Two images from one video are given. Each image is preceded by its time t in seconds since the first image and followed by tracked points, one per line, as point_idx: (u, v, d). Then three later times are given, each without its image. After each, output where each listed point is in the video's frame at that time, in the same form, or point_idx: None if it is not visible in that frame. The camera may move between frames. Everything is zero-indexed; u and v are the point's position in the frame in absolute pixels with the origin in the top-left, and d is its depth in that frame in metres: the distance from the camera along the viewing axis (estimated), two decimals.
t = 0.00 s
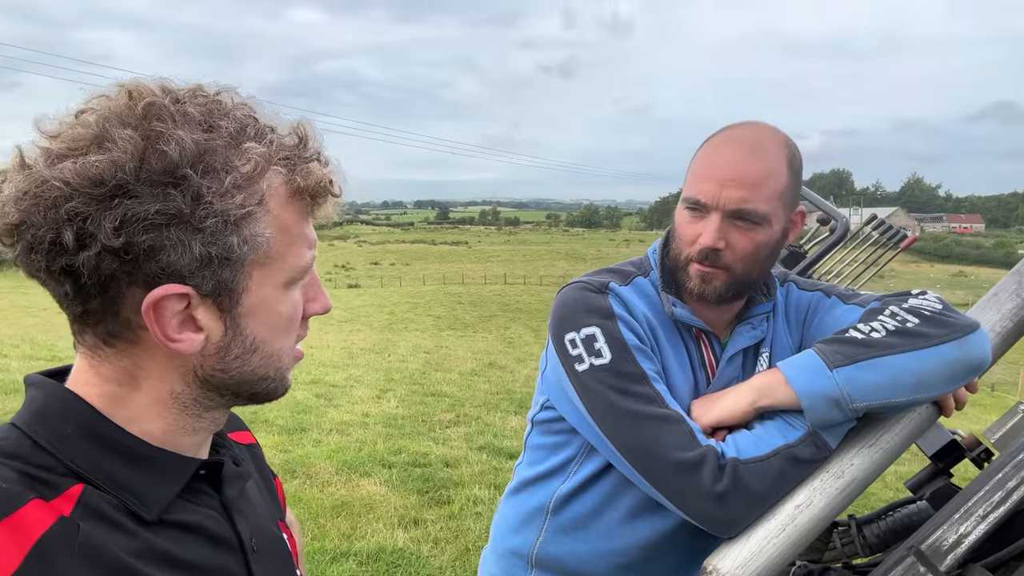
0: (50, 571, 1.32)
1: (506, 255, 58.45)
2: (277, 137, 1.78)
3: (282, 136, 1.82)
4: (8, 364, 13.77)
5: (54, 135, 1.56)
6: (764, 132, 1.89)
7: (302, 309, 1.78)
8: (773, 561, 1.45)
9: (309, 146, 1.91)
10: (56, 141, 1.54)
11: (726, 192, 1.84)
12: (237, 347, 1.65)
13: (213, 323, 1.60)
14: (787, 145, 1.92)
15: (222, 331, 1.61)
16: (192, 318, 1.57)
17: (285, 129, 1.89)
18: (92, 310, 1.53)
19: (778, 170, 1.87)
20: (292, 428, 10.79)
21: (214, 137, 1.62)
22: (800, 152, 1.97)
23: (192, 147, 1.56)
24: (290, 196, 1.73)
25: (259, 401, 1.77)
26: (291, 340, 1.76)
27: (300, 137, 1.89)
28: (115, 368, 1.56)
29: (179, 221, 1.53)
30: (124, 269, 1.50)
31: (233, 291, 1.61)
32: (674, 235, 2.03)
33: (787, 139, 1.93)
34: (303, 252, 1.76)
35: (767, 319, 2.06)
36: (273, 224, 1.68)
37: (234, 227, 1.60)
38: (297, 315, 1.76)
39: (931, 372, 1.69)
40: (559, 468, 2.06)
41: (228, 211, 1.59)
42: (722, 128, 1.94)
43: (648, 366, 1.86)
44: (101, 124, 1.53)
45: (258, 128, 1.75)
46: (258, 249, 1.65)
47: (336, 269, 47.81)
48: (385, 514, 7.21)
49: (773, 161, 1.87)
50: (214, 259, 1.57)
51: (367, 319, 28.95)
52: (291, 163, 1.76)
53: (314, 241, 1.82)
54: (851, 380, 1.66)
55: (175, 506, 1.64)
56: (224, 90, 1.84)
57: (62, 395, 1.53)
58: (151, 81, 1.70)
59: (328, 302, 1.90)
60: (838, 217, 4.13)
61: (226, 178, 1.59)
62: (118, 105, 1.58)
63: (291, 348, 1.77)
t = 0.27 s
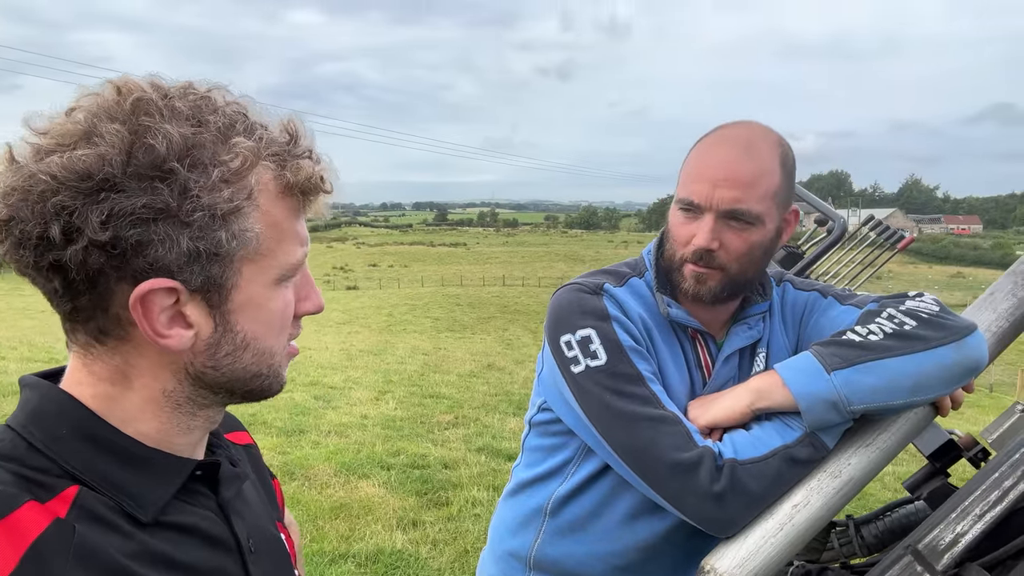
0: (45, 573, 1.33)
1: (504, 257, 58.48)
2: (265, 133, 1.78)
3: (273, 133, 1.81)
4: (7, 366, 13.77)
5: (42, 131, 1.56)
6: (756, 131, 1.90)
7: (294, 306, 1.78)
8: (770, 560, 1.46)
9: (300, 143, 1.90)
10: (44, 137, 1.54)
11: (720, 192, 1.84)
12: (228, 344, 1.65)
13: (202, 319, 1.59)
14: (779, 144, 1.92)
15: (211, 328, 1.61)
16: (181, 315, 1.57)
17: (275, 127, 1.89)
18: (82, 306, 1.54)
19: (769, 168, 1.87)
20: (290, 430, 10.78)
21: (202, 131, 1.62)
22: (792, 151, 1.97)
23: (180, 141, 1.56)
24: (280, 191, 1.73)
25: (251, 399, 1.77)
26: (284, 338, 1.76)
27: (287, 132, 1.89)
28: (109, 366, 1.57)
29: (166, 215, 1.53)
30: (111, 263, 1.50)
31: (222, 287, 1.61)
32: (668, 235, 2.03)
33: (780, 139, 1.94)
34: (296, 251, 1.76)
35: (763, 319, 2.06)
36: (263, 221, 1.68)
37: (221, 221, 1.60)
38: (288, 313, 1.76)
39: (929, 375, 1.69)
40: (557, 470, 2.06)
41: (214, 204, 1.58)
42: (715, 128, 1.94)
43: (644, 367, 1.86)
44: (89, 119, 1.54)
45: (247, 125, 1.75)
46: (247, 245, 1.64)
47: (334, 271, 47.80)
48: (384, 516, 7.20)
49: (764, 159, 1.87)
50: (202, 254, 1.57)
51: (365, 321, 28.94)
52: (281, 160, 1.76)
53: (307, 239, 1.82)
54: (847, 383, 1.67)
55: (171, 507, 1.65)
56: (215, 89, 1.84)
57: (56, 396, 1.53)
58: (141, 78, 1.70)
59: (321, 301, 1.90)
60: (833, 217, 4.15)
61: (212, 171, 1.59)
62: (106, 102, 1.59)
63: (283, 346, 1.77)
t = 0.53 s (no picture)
0: (54, 566, 1.34)
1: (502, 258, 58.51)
2: (257, 124, 1.79)
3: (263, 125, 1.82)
4: (5, 368, 13.76)
5: (37, 130, 1.58)
6: (754, 129, 1.91)
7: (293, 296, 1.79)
8: (768, 555, 1.48)
9: (291, 134, 1.91)
10: (40, 135, 1.56)
11: (718, 189, 1.86)
12: (227, 335, 1.66)
13: (202, 310, 1.60)
14: (772, 137, 1.94)
15: (211, 319, 1.62)
16: (180, 305, 1.58)
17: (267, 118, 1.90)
18: (81, 301, 1.55)
19: (763, 161, 1.89)
20: (289, 431, 10.79)
21: (192, 122, 1.62)
22: (786, 144, 1.98)
23: (171, 132, 1.57)
24: (273, 180, 1.74)
25: (253, 391, 1.77)
26: (283, 329, 1.77)
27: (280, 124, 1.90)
28: (111, 361, 1.58)
29: (160, 206, 1.54)
30: (109, 256, 1.51)
31: (220, 277, 1.62)
32: (667, 232, 2.04)
33: (776, 134, 1.95)
34: (292, 242, 1.76)
35: (760, 316, 2.08)
36: (258, 211, 1.68)
37: (216, 210, 1.61)
38: (287, 302, 1.76)
39: (924, 370, 1.69)
40: (557, 467, 2.08)
41: (207, 193, 1.59)
42: (713, 126, 1.96)
43: (643, 364, 1.88)
44: (83, 115, 1.55)
45: (239, 116, 1.76)
46: (243, 234, 1.65)
47: (332, 272, 47.79)
48: (383, 516, 7.21)
49: (759, 153, 1.89)
50: (197, 244, 1.57)
51: (364, 322, 28.94)
52: (275, 152, 1.77)
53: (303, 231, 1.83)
54: (845, 378, 1.68)
55: (177, 502, 1.66)
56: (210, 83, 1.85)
57: (62, 392, 1.54)
58: (132, 74, 1.71)
59: (319, 292, 1.90)
60: (833, 217, 4.08)
61: (203, 161, 1.60)
62: (98, 98, 1.60)
63: (283, 338, 1.78)
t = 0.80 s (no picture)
0: (50, 567, 1.33)
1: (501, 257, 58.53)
2: (250, 121, 1.78)
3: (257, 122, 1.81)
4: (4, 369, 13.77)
5: (29, 126, 1.57)
6: (751, 125, 1.92)
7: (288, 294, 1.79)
8: (766, 553, 1.48)
9: (286, 131, 1.90)
10: (32, 132, 1.56)
11: (717, 185, 1.86)
12: (221, 332, 1.65)
13: (194, 308, 1.60)
14: (770, 134, 1.93)
15: (203, 316, 1.62)
16: (173, 302, 1.58)
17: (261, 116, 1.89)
18: (75, 298, 1.55)
19: (761, 159, 1.89)
20: (288, 431, 10.79)
21: (185, 119, 1.62)
22: (784, 141, 1.98)
23: (164, 128, 1.57)
24: (268, 178, 1.73)
25: (249, 389, 1.77)
26: (278, 326, 1.76)
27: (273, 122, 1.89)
28: (106, 359, 1.58)
29: (153, 201, 1.54)
30: (101, 252, 1.51)
31: (212, 274, 1.62)
32: (665, 229, 2.04)
33: (774, 130, 1.95)
34: (286, 239, 1.76)
35: (759, 313, 2.08)
36: (252, 209, 1.68)
37: (209, 207, 1.61)
38: (282, 300, 1.76)
39: (923, 368, 1.69)
40: (556, 466, 2.08)
41: (199, 189, 1.59)
42: (710, 123, 1.96)
43: (641, 361, 1.88)
44: (77, 112, 1.55)
45: (233, 113, 1.75)
46: (236, 231, 1.65)
47: (331, 272, 47.74)
48: (382, 516, 7.21)
49: (757, 150, 1.88)
50: (189, 241, 1.57)
51: (362, 322, 28.93)
52: (269, 149, 1.76)
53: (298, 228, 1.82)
54: (843, 375, 1.67)
55: (174, 501, 1.65)
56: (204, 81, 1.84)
57: (58, 392, 1.54)
58: (126, 71, 1.71)
59: (315, 291, 1.90)
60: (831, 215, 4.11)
61: (196, 157, 1.60)
62: (91, 95, 1.60)
63: (278, 335, 1.77)
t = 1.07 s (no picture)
0: (46, 567, 1.33)
1: (499, 256, 58.51)
2: (246, 120, 1.77)
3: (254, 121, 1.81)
4: None
5: (25, 124, 1.57)
6: (748, 121, 1.91)
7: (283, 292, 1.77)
8: (765, 549, 1.48)
9: (282, 131, 1.89)
10: (28, 130, 1.55)
11: (714, 182, 1.85)
12: (216, 331, 1.64)
13: (190, 307, 1.59)
14: (768, 131, 1.93)
15: (199, 315, 1.61)
16: (169, 301, 1.57)
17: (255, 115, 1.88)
18: (71, 297, 1.54)
19: (760, 156, 1.88)
20: (286, 431, 10.78)
21: (182, 117, 1.61)
22: (783, 139, 1.97)
23: (160, 126, 1.56)
24: (263, 176, 1.72)
25: (245, 388, 1.76)
26: (274, 325, 1.76)
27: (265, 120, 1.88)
28: (101, 358, 1.57)
29: (149, 199, 1.53)
30: (96, 250, 1.50)
31: (208, 273, 1.61)
32: (662, 226, 2.03)
33: (770, 127, 1.95)
34: (281, 237, 1.75)
35: (758, 309, 2.07)
36: (247, 207, 1.67)
37: (204, 205, 1.60)
38: (277, 299, 1.75)
39: (921, 363, 1.69)
40: (555, 463, 2.07)
41: (194, 187, 1.58)
42: (706, 120, 1.95)
43: (640, 359, 1.87)
44: (72, 109, 1.55)
45: (228, 112, 1.74)
46: (232, 229, 1.64)
47: (329, 272, 47.70)
48: (381, 515, 7.21)
49: (756, 147, 1.88)
50: (185, 238, 1.56)
51: (360, 322, 28.90)
52: (264, 148, 1.75)
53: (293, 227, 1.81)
54: (841, 372, 1.67)
55: (170, 501, 1.65)
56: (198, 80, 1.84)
57: (54, 392, 1.54)
58: (122, 70, 1.70)
59: (311, 290, 1.89)
60: (828, 212, 4.08)
61: (191, 155, 1.59)
62: (87, 93, 1.59)
63: (274, 334, 1.77)
